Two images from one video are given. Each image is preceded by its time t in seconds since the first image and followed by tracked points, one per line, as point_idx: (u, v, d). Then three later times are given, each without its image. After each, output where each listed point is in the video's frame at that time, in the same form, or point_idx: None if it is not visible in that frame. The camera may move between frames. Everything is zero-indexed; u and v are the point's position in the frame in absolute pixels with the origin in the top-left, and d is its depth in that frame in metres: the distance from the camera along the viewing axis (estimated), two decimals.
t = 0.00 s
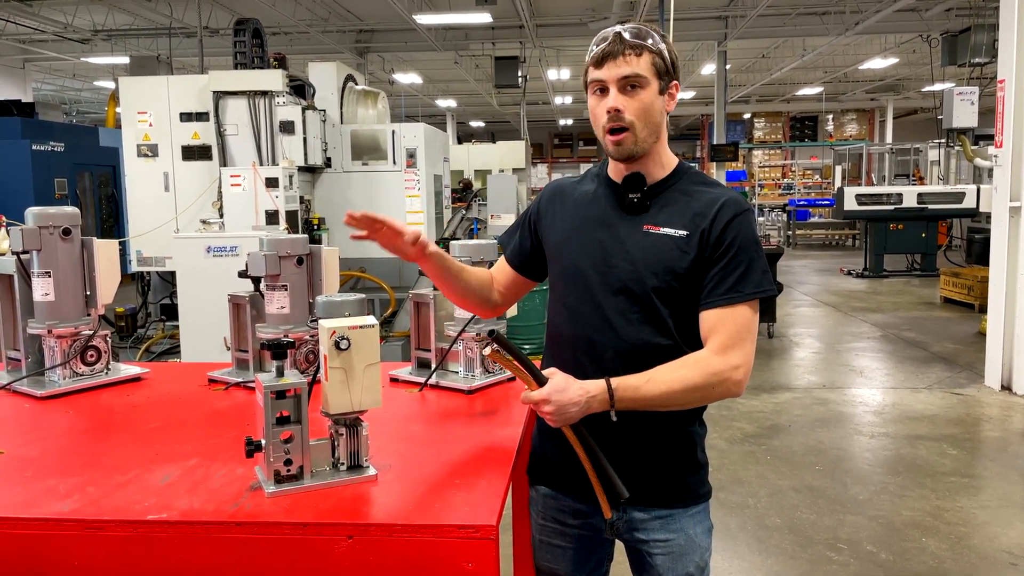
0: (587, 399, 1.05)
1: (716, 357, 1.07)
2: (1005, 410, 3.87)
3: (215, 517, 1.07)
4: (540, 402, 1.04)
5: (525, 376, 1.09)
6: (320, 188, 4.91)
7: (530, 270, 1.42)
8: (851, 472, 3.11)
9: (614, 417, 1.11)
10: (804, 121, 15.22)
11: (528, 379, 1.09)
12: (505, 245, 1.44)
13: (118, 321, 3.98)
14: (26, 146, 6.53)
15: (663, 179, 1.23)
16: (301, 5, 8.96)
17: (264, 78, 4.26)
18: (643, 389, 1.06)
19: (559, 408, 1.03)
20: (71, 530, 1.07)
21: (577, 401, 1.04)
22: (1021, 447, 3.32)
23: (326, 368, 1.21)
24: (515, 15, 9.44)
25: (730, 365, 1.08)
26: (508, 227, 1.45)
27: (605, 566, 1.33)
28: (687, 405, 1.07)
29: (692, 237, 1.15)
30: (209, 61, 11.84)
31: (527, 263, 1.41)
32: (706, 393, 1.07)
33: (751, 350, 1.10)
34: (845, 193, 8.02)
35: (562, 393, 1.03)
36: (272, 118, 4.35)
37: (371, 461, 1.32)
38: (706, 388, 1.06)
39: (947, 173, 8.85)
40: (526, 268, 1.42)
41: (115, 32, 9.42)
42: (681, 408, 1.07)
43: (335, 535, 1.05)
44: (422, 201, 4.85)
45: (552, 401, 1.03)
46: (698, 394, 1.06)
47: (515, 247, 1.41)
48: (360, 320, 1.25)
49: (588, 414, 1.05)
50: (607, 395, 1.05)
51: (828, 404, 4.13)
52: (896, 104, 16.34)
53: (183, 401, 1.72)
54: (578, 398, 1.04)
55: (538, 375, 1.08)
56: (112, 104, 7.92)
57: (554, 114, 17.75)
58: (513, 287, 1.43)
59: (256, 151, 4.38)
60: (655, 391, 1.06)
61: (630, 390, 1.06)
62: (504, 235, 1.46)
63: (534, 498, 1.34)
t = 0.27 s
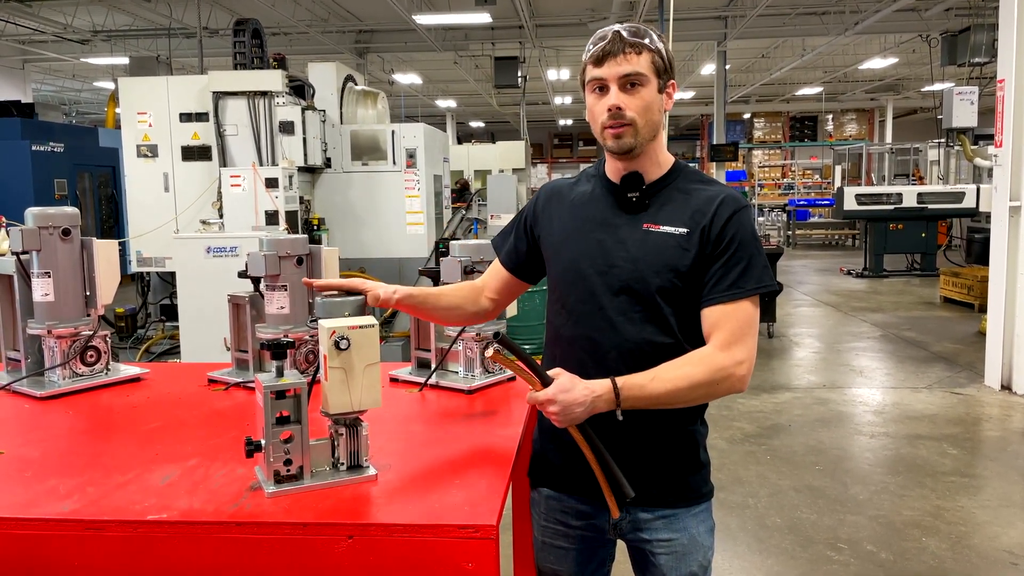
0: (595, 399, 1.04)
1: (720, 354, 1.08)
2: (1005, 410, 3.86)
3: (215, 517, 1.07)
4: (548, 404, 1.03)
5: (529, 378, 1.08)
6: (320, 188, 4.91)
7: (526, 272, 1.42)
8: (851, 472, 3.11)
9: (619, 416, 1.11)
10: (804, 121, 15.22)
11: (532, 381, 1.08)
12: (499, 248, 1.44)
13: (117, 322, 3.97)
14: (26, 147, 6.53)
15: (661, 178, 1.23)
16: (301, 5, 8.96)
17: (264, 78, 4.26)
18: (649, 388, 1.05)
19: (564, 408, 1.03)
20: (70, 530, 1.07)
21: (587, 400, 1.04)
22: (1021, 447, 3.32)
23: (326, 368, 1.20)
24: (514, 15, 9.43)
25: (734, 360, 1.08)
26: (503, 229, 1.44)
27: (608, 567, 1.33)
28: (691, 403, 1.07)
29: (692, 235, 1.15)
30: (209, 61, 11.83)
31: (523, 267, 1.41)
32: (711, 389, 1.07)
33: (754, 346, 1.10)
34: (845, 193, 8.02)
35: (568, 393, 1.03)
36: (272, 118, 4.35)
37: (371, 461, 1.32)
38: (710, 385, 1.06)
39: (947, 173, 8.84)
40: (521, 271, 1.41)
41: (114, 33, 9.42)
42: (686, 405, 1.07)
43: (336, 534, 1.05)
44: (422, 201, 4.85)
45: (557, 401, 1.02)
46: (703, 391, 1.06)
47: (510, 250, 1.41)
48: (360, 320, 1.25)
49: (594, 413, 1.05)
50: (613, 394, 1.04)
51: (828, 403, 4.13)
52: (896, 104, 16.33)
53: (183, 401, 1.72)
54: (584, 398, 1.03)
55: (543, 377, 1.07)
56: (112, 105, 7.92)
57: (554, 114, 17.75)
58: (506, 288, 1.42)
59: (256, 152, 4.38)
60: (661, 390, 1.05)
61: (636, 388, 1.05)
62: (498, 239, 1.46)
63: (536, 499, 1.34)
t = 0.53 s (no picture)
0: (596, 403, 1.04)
1: (720, 352, 1.08)
2: (1005, 410, 3.86)
3: (215, 516, 1.07)
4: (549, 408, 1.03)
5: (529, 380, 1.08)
6: (320, 188, 4.91)
7: (523, 274, 1.41)
8: (851, 472, 3.11)
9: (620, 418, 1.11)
10: (804, 121, 15.22)
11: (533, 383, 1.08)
12: (495, 250, 1.44)
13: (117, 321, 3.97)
14: (26, 146, 6.52)
15: (657, 177, 1.23)
16: (300, 5, 8.95)
17: (264, 78, 4.25)
18: (649, 389, 1.05)
19: (565, 410, 1.03)
20: (70, 530, 1.07)
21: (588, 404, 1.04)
22: (1021, 447, 3.32)
23: (325, 368, 1.20)
24: (514, 15, 9.43)
25: (734, 359, 1.08)
26: (499, 231, 1.45)
27: (609, 567, 1.34)
28: (692, 402, 1.07)
29: (689, 233, 1.15)
30: (209, 61, 11.83)
31: (519, 268, 1.40)
32: (712, 388, 1.07)
33: (754, 344, 1.10)
34: (845, 193, 8.02)
35: (569, 396, 1.03)
36: (272, 117, 4.35)
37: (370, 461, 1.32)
38: (711, 384, 1.06)
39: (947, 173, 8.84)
40: (519, 272, 1.41)
41: (114, 33, 9.42)
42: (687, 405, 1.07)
43: (335, 534, 1.05)
44: (421, 201, 4.85)
45: (558, 404, 1.03)
46: (704, 390, 1.06)
47: (506, 251, 1.40)
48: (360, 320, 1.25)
49: (595, 415, 1.05)
50: (614, 396, 1.05)
51: (828, 403, 4.13)
52: (896, 104, 16.33)
53: (183, 400, 1.72)
54: (585, 401, 1.03)
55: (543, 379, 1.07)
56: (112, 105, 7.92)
57: (554, 114, 17.75)
58: (506, 289, 1.42)
59: (255, 151, 4.38)
60: (662, 389, 1.05)
61: (636, 389, 1.05)
62: (494, 239, 1.46)
63: (536, 500, 1.34)
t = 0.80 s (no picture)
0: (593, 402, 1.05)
1: (720, 354, 1.08)
2: (1004, 410, 3.87)
3: (214, 517, 1.07)
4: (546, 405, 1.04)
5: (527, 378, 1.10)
6: (320, 188, 4.91)
7: (521, 271, 1.42)
8: (850, 472, 3.11)
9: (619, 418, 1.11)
10: (804, 121, 15.22)
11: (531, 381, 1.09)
12: (496, 245, 1.44)
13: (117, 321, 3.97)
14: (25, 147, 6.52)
15: (662, 178, 1.23)
16: (300, 5, 8.95)
17: (263, 78, 4.26)
18: (648, 388, 1.05)
19: (562, 408, 1.03)
20: (70, 530, 1.07)
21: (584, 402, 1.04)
22: (1021, 447, 3.32)
23: (325, 368, 1.21)
24: (514, 15, 9.43)
25: (734, 360, 1.08)
26: (501, 226, 1.44)
27: (608, 568, 1.34)
28: (691, 403, 1.07)
29: (692, 234, 1.15)
30: (209, 61, 11.84)
31: (518, 266, 1.41)
32: (711, 390, 1.07)
33: (754, 346, 1.10)
34: (845, 193, 8.01)
35: (565, 393, 1.04)
36: (272, 118, 4.35)
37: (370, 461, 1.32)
38: (711, 385, 1.06)
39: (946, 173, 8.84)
40: (518, 269, 1.41)
41: (113, 33, 9.43)
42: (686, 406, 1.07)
43: (334, 534, 1.05)
44: (421, 201, 4.85)
45: (555, 402, 1.03)
46: (704, 391, 1.06)
47: (506, 247, 1.41)
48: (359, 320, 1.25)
49: (593, 414, 1.05)
50: (612, 394, 1.05)
51: (827, 403, 4.14)
52: (896, 104, 16.34)
53: (183, 401, 1.73)
54: (582, 399, 1.04)
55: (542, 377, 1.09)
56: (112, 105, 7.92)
57: (554, 114, 17.76)
58: (502, 285, 1.42)
59: (255, 152, 4.38)
60: (662, 389, 1.05)
61: (635, 387, 1.05)
62: (496, 234, 1.46)
63: (535, 500, 1.34)
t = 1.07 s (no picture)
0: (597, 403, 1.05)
1: (723, 356, 1.08)
2: (1004, 410, 3.87)
3: (214, 517, 1.07)
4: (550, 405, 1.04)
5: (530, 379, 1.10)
6: (320, 188, 4.91)
7: (522, 268, 1.43)
8: (851, 472, 3.11)
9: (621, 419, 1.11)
10: (804, 121, 15.22)
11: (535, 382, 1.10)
12: (497, 241, 1.44)
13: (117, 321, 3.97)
14: (25, 147, 6.53)
15: (666, 181, 1.23)
16: (300, 6, 8.95)
17: (263, 79, 4.25)
18: (651, 389, 1.06)
19: (565, 410, 1.03)
20: (70, 530, 1.07)
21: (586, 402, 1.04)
22: (1021, 447, 3.32)
23: (325, 369, 1.21)
24: (513, 16, 9.43)
25: (737, 363, 1.08)
26: (502, 222, 1.45)
27: (608, 568, 1.34)
28: (694, 405, 1.07)
29: (696, 237, 1.15)
30: (209, 62, 11.84)
31: (519, 263, 1.42)
32: (714, 391, 1.07)
33: (757, 347, 1.10)
34: (845, 193, 8.01)
35: (569, 394, 1.04)
36: (271, 118, 4.35)
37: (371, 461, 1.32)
38: (714, 387, 1.06)
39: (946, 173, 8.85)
40: (518, 267, 1.43)
41: (113, 33, 9.43)
42: (689, 407, 1.07)
43: (335, 535, 1.05)
44: (421, 202, 4.86)
45: (558, 403, 1.03)
46: (707, 392, 1.06)
47: (508, 244, 1.42)
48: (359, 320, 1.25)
49: (596, 415, 1.05)
50: (615, 395, 1.05)
51: (828, 404, 4.14)
52: (896, 104, 16.34)
53: (183, 401, 1.73)
54: (585, 400, 1.04)
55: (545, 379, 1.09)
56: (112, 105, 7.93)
57: (554, 114, 17.76)
58: (501, 281, 1.43)
59: (255, 152, 4.38)
60: (664, 390, 1.06)
61: (638, 389, 1.06)
62: (497, 230, 1.46)
63: (536, 500, 1.34)
